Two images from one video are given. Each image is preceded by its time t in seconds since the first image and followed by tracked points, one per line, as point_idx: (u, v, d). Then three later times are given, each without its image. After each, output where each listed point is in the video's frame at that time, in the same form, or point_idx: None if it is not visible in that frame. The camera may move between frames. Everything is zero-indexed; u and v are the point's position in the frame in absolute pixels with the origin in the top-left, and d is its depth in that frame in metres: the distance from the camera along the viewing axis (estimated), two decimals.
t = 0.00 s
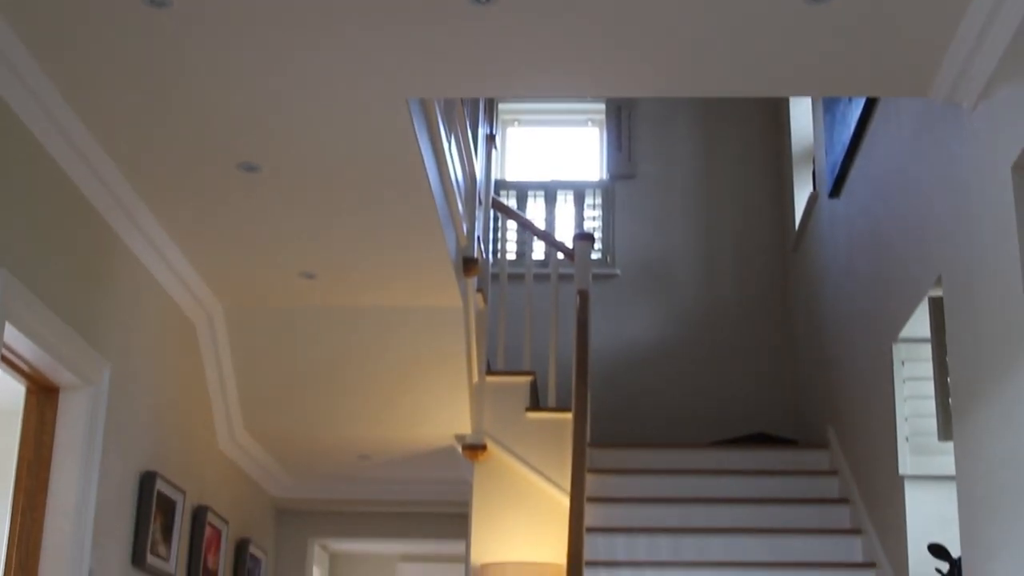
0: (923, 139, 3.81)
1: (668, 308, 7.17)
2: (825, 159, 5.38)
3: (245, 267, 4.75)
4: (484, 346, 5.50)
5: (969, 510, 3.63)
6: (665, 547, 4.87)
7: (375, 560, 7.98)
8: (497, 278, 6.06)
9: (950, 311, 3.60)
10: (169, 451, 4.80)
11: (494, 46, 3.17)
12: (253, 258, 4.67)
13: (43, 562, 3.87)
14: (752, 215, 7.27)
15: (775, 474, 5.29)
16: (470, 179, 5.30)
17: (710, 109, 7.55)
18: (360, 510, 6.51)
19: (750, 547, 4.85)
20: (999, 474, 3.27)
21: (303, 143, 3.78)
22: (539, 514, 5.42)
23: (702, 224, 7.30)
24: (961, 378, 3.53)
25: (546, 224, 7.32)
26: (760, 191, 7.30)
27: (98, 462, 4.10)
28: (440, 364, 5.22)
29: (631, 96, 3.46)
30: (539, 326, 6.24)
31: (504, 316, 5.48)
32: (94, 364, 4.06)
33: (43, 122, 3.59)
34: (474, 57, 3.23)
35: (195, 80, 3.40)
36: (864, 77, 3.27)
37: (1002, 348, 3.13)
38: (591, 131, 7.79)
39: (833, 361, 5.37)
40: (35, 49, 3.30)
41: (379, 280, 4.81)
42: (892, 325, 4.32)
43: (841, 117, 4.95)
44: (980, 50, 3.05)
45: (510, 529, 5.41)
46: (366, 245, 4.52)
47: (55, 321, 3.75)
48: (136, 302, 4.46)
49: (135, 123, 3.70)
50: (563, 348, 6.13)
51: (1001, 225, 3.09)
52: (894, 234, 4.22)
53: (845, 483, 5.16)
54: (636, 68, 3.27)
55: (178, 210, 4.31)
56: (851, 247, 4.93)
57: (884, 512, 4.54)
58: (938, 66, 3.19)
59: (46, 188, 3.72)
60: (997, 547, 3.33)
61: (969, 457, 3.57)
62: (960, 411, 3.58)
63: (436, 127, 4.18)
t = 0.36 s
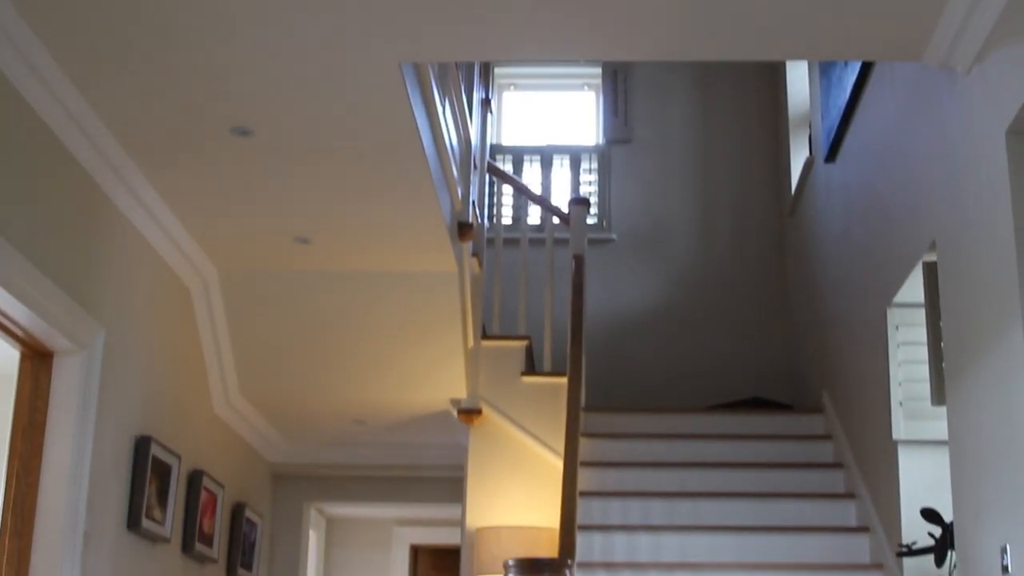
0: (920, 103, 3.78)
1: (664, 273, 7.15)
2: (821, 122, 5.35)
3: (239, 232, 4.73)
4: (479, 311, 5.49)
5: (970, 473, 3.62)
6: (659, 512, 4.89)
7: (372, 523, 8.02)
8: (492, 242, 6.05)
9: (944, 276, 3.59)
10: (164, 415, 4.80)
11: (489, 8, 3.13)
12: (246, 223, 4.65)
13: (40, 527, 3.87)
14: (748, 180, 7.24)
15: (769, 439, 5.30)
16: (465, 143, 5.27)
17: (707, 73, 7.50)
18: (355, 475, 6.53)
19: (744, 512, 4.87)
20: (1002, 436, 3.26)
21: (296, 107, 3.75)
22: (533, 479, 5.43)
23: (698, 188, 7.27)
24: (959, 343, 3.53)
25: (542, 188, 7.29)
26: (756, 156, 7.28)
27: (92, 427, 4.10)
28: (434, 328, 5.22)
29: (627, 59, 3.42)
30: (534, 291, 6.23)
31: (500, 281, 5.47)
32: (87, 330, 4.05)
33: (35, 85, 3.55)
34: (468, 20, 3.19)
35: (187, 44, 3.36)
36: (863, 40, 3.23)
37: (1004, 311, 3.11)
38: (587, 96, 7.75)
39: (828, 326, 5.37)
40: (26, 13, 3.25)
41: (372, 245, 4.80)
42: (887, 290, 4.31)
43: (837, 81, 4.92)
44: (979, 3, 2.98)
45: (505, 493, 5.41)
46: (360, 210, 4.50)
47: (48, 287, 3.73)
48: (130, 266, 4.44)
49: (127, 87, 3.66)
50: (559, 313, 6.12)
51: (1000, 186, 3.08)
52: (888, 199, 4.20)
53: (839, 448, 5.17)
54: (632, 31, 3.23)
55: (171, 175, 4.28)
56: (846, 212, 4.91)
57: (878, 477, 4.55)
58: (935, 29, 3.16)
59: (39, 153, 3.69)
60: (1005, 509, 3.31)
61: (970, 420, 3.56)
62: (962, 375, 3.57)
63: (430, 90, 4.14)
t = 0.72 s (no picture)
0: (919, 56, 3.75)
1: (660, 226, 7.13)
2: (817, 76, 5.30)
3: (232, 186, 4.70)
4: (474, 265, 5.48)
5: (968, 426, 3.60)
6: (653, 465, 4.90)
7: (367, 477, 8.06)
8: (486, 196, 6.02)
9: (943, 230, 3.57)
10: (158, 369, 4.80)
11: None
12: (238, 177, 4.62)
13: (35, 480, 3.87)
14: (745, 133, 7.20)
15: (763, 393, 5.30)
16: (459, 96, 5.23)
17: (706, 24, 7.43)
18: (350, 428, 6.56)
19: (738, 465, 4.88)
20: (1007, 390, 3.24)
21: (288, 59, 3.70)
22: (527, 432, 5.44)
23: (694, 142, 7.23)
24: (956, 296, 3.52)
25: (538, 142, 7.24)
26: (753, 109, 7.23)
27: (86, 380, 4.10)
28: (428, 282, 5.20)
29: (620, 10, 3.36)
30: (529, 245, 6.21)
31: (494, 235, 5.45)
32: (81, 284, 4.04)
33: (23, 36, 3.50)
34: None
35: None
36: None
37: (1000, 265, 3.10)
38: (583, 49, 7.67)
39: (823, 280, 5.36)
40: None
41: (365, 199, 4.77)
42: (882, 244, 4.29)
43: (833, 34, 4.87)
44: None
45: (499, 445, 5.43)
46: (353, 163, 4.46)
47: (40, 241, 3.71)
48: (122, 219, 4.42)
49: (116, 39, 3.61)
50: (553, 267, 6.11)
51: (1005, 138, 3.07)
52: (883, 153, 4.17)
53: (833, 402, 5.17)
54: None
55: (162, 128, 4.24)
56: (841, 166, 4.88)
57: (870, 430, 4.55)
58: None
59: (27, 105, 3.65)
60: (1004, 463, 3.30)
61: (968, 374, 3.54)
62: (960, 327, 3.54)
63: (423, 42, 4.09)
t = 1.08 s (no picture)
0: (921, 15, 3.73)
1: (657, 186, 7.09)
2: (814, 35, 5.25)
3: (226, 145, 4.67)
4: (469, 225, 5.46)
5: (964, 385, 3.59)
6: (648, 425, 4.91)
7: (364, 437, 8.10)
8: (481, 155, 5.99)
9: (945, 189, 3.56)
10: (153, 328, 4.79)
11: None
12: (232, 136, 4.58)
13: (30, 437, 3.87)
14: (742, 93, 7.17)
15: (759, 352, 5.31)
16: (455, 55, 5.18)
17: None
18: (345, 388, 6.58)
19: (733, 424, 4.89)
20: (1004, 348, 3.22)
21: (280, 16, 3.66)
22: (523, 390, 5.46)
23: (692, 101, 7.19)
24: (954, 255, 3.51)
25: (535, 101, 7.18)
26: (751, 70, 7.20)
27: (80, 338, 4.09)
28: (423, 241, 5.19)
29: None
30: (525, 204, 6.19)
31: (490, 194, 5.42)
32: (74, 243, 4.03)
33: None
34: None
35: None
36: None
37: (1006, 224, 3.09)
38: (580, 8, 7.59)
39: (819, 240, 5.34)
40: None
41: (360, 158, 4.74)
42: (879, 203, 4.26)
43: None
44: None
45: (494, 404, 5.45)
46: (348, 122, 4.43)
47: (33, 199, 3.69)
48: (115, 178, 4.39)
49: None
50: (549, 227, 6.09)
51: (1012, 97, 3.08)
52: (882, 112, 4.14)
53: (828, 361, 5.18)
54: None
55: (155, 86, 4.20)
56: (837, 126, 4.84)
57: (865, 390, 4.56)
58: None
59: (18, 61, 3.61)
60: (999, 422, 3.31)
61: (965, 332, 3.53)
62: (958, 287, 3.52)
63: None
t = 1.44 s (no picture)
0: None
1: (654, 151, 7.06)
2: None
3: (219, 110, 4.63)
4: (465, 190, 5.44)
5: (959, 350, 3.58)
6: (643, 390, 4.90)
7: (361, 402, 8.13)
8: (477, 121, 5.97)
9: (942, 154, 3.54)
10: (147, 293, 4.79)
11: None
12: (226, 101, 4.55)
13: (25, 402, 3.87)
14: (740, 58, 7.13)
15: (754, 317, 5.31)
16: (450, 19, 5.14)
17: None
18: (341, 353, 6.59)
19: (728, 389, 4.89)
20: (999, 314, 3.21)
21: None
22: (521, 357, 5.46)
23: (689, 66, 7.14)
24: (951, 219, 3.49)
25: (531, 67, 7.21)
26: (748, 34, 7.15)
27: (75, 303, 4.08)
28: (419, 206, 5.17)
29: None
30: (522, 169, 6.17)
31: (486, 159, 5.40)
32: (70, 207, 4.02)
33: None
34: None
35: None
36: None
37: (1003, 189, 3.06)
38: None
39: (815, 206, 5.31)
40: None
41: (354, 123, 4.71)
42: (874, 168, 4.24)
43: None
44: None
45: (492, 370, 5.46)
46: (341, 86, 4.39)
47: (26, 163, 3.68)
48: (109, 143, 4.37)
49: None
50: (545, 192, 6.07)
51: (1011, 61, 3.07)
52: (879, 78, 4.12)
53: (823, 327, 5.17)
54: None
55: (148, 51, 4.17)
56: (834, 91, 4.82)
57: (860, 355, 4.55)
58: None
59: (8, 25, 3.58)
60: (993, 388, 3.30)
61: (961, 297, 3.51)
62: (955, 251, 3.51)
63: None
